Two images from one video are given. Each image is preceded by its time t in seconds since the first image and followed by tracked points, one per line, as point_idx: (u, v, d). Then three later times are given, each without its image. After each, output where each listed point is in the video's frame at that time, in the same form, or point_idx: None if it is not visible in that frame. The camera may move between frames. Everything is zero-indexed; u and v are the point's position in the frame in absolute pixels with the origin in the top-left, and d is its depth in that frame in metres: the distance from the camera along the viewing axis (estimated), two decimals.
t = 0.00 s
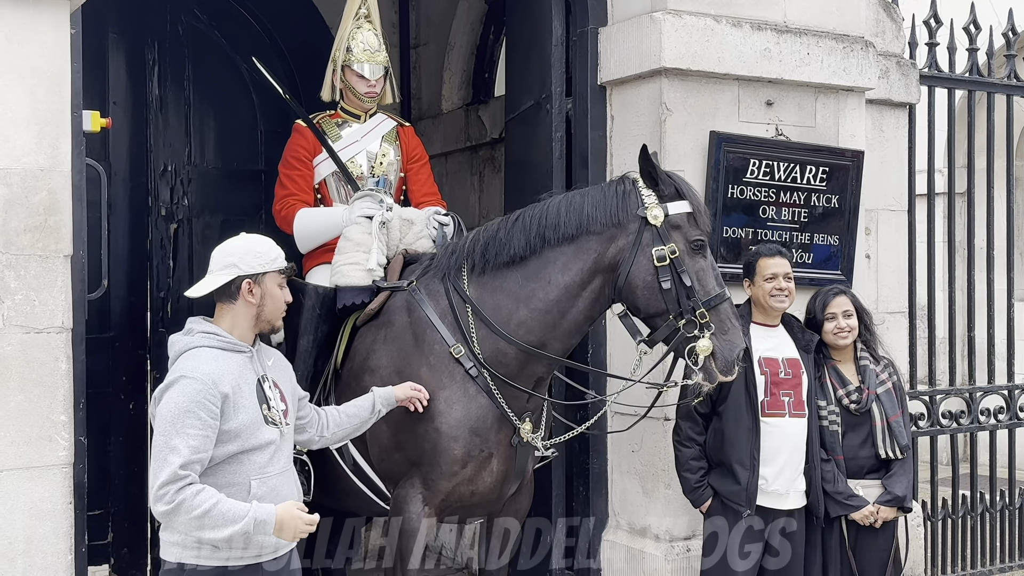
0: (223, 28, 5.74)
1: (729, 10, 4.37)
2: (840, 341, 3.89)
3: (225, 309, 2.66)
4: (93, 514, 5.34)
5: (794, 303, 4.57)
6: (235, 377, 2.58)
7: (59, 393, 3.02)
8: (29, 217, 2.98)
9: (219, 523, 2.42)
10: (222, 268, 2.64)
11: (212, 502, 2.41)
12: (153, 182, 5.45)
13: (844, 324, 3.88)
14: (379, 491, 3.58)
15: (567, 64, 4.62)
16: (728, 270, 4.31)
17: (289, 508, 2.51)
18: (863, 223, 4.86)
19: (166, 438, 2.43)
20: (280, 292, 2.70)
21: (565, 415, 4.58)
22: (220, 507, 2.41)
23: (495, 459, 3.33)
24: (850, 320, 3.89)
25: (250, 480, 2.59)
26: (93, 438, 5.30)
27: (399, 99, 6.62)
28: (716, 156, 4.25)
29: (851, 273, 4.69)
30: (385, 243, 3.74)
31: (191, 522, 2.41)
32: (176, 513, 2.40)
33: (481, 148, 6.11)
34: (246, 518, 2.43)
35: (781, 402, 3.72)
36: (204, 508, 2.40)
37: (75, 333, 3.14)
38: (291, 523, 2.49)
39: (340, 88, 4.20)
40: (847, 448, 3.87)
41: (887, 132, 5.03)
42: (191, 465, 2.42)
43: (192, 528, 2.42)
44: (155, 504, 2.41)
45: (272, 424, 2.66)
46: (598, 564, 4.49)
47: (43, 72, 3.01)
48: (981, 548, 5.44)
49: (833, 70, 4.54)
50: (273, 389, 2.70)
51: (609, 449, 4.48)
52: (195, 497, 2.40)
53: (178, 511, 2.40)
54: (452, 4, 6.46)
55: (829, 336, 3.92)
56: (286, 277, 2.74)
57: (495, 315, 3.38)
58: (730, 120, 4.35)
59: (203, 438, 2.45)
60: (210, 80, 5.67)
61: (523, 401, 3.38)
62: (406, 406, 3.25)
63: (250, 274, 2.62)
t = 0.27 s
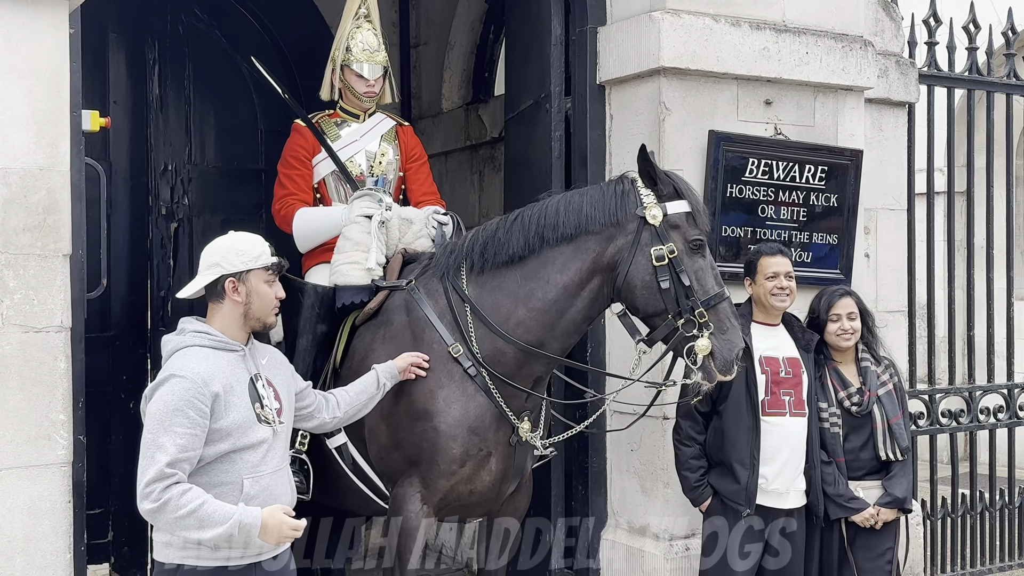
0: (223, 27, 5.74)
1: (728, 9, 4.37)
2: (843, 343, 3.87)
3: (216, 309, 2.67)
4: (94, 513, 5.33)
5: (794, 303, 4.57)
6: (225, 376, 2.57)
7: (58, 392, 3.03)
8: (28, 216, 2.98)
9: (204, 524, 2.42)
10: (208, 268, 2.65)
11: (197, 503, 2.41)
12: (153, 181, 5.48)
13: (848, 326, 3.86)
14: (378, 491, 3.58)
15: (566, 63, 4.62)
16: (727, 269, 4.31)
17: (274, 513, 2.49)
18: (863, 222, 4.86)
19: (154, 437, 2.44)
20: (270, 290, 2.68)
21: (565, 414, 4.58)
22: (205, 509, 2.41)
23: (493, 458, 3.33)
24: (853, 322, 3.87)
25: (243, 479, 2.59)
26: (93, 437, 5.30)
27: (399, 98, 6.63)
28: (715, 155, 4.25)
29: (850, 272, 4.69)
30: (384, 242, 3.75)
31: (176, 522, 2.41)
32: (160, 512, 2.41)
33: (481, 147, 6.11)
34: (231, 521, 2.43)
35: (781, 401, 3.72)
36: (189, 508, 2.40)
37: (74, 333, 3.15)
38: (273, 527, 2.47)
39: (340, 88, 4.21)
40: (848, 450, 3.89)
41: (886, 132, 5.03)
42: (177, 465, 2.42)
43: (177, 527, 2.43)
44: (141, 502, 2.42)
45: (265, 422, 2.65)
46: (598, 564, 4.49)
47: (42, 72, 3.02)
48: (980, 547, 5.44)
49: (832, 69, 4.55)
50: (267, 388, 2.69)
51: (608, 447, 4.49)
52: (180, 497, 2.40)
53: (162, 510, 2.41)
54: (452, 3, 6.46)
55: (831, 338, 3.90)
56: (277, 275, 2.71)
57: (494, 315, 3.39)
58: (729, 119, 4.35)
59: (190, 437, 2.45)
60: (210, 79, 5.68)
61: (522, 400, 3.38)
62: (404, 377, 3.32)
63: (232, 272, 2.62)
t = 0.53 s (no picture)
0: (224, 26, 5.75)
1: (729, 8, 4.37)
2: (868, 347, 3.84)
3: (197, 310, 2.59)
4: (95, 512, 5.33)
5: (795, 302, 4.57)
6: (204, 378, 2.48)
7: (60, 389, 3.03)
8: (29, 215, 2.99)
9: (166, 536, 2.30)
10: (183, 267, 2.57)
11: (161, 510, 2.31)
12: (154, 180, 5.50)
13: (874, 330, 3.83)
14: (380, 489, 3.59)
15: (567, 62, 4.62)
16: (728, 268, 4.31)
17: (239, 532, 2.35)
18: (864, 221, 4.85)
19: (123, 439, 2.36)
20: (245, 289, 2.56)
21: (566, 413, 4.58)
22: (168, 519, 2.30)
23: (494, 457, 3.33)
24: (880, 327, 3.84)
25: (221, 484, 2.49)
26: (95, 437, 5.31)
27: (400, 98, 6.63)
28: (716, 153, 4.25)
29: (852, 271, 4.69)
30: (385, 241, 3.75)
31: (140, 529, 2.31)
32: (126, 517, 2.32)
33: (482, 146, 6.12)
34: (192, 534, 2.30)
35: (795, 403, 3.72)
36: (153, 516, 2.30)
37: (75, 331, 3.15)
38: (236, 547, 2.33)
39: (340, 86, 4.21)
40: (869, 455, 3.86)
41: (887, 131, 5.03)
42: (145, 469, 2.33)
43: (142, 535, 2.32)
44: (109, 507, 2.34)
45: (247, 425, 2.55)
46: (599, 564, 4.49)
47: (43, 71, 3.02)
48: (981, 547, 5.44)
49: (833, 68, 4.54)
50: (249, 389, 2.59)
51: (609, 446, 4.48)
52: (145, 503, 2.31)
53: (128, 515, 2.32)
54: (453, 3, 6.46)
55: (857, 342, 3.86)
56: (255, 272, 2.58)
57: (495, 314, 3.38)
58: (730, 118, 4.35)
59: (159, 439, 2.36)
60: (212, 78, 5.69)
61: (523, 399, 3.38)
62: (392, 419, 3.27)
63: (202, 272, 2.52)
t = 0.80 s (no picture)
0: (225, 26, 5.75)
1: (729, 8, 4.37)
2: (927, 355, 3.56)
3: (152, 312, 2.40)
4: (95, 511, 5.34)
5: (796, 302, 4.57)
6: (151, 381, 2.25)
7: (61, 389, 3.03)
8: (30, 214, 2.99)
9: (95, 546, 2.11)
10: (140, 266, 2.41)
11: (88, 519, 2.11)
12: (155, 181, 5.53)
13: (932, 337, 3.56)
14: (380, 489, 3.60)
15: (568, 62, 4.62)
16: (728, 269, 4.31)
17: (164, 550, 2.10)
18: (864, 221, 4.85)
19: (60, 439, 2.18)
20: (167, 286, 2.28)
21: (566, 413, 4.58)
22: (93, 527, 2.11)
23: (495, 457, 3.33)
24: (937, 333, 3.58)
25: (155, 496, 2.22)
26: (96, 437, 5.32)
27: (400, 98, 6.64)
28: (716, 154, 4.25)
29: (852, 271, 4.69)
30: (386, 241, 3.76)
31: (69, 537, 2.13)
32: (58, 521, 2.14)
33: (483, 146, 6.12)
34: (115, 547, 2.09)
35: (815, 411, 3.56)
36: (84, 524, 2.11)
37: (76, 331, 3.15)
38: (156, 565, 2.08)
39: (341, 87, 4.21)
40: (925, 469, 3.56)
41: (887, 131, 5.03)
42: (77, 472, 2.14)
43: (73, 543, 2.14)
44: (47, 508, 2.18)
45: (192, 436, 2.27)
46: (599, 564, 4.50)
47: (44, 71, 3.02)
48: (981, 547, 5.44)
49: (834, 68, 4.55)
50: (201, 396, 2.31)
51: (609, 446, 4.48)
52: (73, 510, 2.12)
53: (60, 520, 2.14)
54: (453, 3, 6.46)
55: (912, 349, 3.59)
56: (176, 270, 2.27)
57: (495, 314, 3.39)
58: (730, 118, 4.35)
59: (93, 442, 2.15)
60: (212, 79, 5.69)
61: (523, 400, 3.38)
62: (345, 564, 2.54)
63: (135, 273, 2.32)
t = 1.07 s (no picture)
0: (226, 26, 5.75)
1: (728, 8, 4.37)
2: (979, 357, 3.46)
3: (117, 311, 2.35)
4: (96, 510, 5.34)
5: (796, 301, 4.57)
6: (81, 389, 2.20)
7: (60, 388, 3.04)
8: (30, 214, 2.99)
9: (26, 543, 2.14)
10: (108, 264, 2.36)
11: (20, 518, 2.15)
12: (155, 180, 5.53)
13: (986, 339, 3.45)
14: (380, 488, 3.60)
15: (567, 62, 4.62)
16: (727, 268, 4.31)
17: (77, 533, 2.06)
18: (863, 220, 4.86)
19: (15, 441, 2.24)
20: (108, 286, 2.21)
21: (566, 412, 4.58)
22: (24, 526, 2.14)
23: (494, 456, 3.34)
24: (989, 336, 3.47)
25: (77, 504, 2.17)
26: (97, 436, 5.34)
27: (400, 97, 6.64)
28: (716, 153, 4.26)
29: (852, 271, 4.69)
30: (385, 240, 3.76)
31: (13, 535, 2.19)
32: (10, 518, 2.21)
33: (483, 146, 6.12)
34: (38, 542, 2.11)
35: (845, 424, 3.46)
36: (18, 523, 2.16)
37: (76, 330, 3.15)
38: (71, 550, 2.05)
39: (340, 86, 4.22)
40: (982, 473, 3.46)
41: (886, 131, 5.02)
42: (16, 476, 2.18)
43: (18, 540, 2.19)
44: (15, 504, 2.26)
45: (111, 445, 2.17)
46: (599, 564, 4.50)
47: (44, 71, 3.03)
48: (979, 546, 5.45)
49: (833, 68, 4.55)
50: (132, 405, 2.19)
51: (609, 446, 4.49)
52: (11, 509, 2.17)
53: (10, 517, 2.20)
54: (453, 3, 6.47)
55: (963, 354, 3.48)
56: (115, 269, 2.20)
57: (494, 314, 3.39)
58: (729, 118, 4.36)
59: (25, 447, 2.17)
60: (213, 78, 5.70)
61: (523, 399, 3.38)
62: None
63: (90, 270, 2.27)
